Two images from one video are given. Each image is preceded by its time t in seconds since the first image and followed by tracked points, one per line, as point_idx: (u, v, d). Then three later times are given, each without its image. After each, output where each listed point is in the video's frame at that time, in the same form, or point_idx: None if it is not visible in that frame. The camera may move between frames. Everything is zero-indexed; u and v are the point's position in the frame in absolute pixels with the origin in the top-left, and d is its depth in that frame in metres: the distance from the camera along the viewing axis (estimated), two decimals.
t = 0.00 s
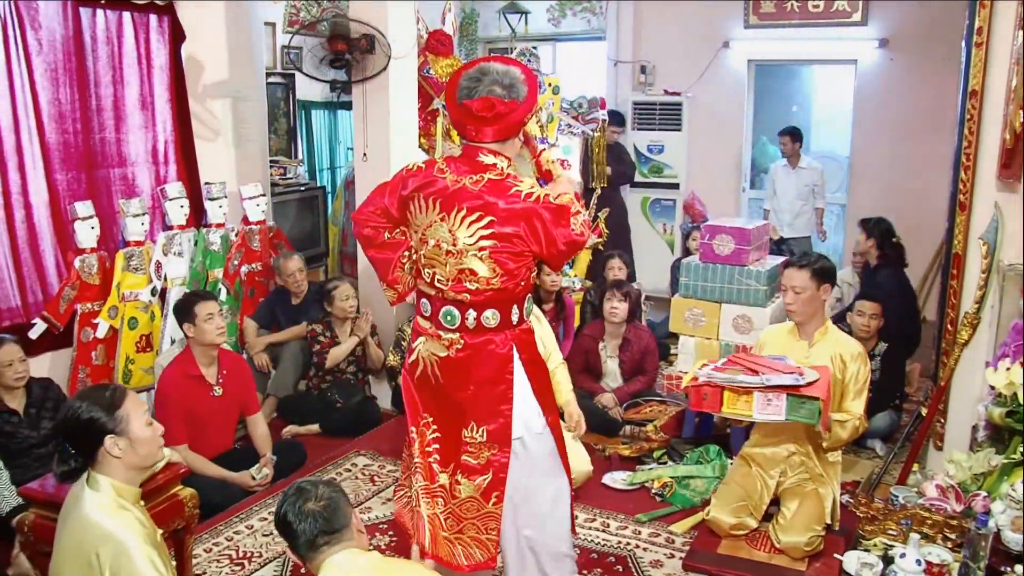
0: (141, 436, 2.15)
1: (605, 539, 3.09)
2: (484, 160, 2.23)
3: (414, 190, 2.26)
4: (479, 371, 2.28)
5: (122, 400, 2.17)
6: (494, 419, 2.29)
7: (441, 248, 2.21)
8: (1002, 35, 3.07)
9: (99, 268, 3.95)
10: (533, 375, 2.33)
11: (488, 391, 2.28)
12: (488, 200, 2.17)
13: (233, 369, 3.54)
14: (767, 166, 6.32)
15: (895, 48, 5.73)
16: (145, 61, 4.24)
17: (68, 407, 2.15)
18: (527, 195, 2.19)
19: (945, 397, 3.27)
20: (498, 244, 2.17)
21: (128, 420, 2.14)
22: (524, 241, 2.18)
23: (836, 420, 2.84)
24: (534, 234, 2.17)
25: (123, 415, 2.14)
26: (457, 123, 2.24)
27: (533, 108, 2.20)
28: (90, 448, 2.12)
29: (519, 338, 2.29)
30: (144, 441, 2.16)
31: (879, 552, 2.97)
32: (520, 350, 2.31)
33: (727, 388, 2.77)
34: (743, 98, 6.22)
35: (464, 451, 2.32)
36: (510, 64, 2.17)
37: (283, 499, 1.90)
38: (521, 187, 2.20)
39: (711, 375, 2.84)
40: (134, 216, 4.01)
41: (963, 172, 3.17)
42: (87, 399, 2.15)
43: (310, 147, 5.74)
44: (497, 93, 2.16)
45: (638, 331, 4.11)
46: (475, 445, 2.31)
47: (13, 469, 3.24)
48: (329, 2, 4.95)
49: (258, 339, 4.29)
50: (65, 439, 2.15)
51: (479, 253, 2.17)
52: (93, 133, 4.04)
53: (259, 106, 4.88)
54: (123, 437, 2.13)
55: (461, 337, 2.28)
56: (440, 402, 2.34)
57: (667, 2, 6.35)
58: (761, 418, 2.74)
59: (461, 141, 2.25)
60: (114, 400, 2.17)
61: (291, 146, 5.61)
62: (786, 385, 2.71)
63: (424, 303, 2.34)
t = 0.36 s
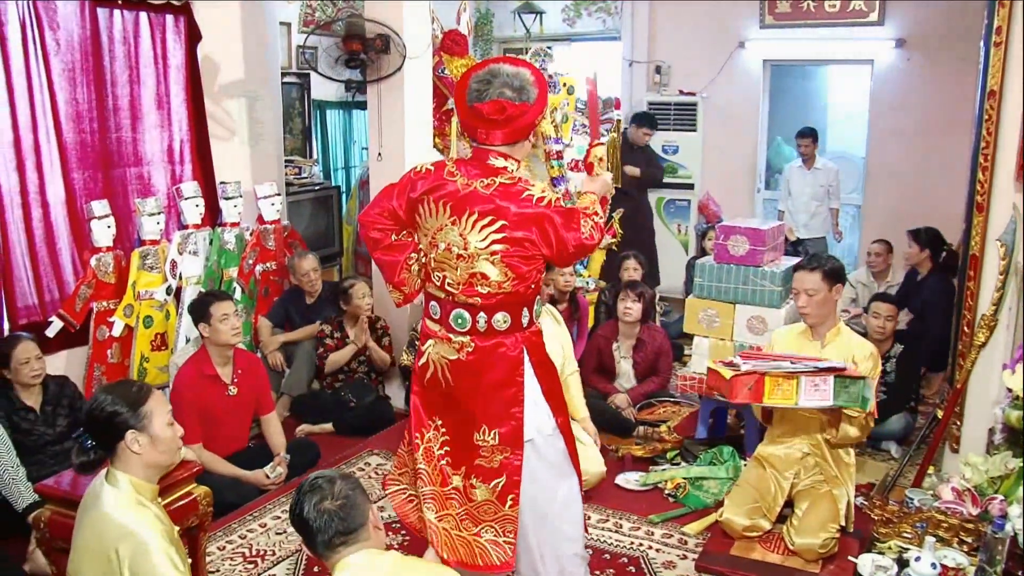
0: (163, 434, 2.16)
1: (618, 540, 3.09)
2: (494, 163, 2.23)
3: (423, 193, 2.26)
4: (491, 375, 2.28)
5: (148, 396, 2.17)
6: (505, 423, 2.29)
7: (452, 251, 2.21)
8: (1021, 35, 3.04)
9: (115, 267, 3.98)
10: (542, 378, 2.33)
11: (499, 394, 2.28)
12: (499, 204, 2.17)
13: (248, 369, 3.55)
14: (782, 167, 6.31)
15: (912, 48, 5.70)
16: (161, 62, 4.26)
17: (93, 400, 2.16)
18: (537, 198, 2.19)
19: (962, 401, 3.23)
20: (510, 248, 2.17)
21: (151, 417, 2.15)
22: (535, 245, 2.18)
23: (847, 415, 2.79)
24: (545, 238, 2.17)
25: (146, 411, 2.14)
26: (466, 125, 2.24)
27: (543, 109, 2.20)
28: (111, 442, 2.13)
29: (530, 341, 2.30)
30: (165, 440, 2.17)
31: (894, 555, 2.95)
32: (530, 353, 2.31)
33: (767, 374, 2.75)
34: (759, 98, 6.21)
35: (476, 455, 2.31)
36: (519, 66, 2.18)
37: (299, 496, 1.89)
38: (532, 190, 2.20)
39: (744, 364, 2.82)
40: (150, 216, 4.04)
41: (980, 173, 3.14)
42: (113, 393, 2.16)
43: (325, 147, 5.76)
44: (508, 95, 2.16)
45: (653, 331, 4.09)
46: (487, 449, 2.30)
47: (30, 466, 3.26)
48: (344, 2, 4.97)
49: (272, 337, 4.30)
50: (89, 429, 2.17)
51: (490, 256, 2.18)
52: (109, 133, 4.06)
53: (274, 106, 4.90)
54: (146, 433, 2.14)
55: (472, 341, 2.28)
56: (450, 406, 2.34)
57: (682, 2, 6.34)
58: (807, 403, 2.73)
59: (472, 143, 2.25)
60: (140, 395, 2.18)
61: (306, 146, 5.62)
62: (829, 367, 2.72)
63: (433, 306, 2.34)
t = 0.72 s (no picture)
0: (182, 432, 2.18)
1: (622, 539, 3.09)
2: (493, 164, 2.22)
3: (426, 192, 2.28)
4: (489, 374, 2.27)
5: (171, 392, 2.20)
6: (504, 422, 2.27)
7: (450, 251, 2.22)
8: None
9: (120, 267, 3.99)
10: (541, 379, 2.31)
11: (498, 393, 2.27)
12: (496, 205, 2.16)
13: (253, 368, 3.56)
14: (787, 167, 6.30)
15: (918, 48, 5.69)
16: (166, 62, 4.27)
17: (114, 396, 2.18)
18: (533, 200, 2.18)
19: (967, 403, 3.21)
20: (505, 249, 2.16)
21: (173, 414, 2.17)
22: (530, 248, 2.17)
23: (849, 411, 2.83)
24: (540, 241, 2.16)
25: (168, 408, 2.17)
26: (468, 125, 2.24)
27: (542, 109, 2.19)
28: (129, 438, 2.13)
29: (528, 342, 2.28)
30: (184, 438, 2.19)
31: (899, 555, 2.90)
32: (529, 354, 2.30)
33: (783, 372, 2.70)
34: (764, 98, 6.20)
35: (475, 449, 2.30)
36: (520, 66, 2.18)
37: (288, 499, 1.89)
38: (529, 193, 2.18)
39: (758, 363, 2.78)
40: (155, 216, 4.05)
41: (986, 174, 3.13)
42: (135, 389, 2.18)
43: (330, 146, 5.77)
44: (507, 96, 2.15)
45: (657, 331, 4.09)
46: (486, 444, 2.29)
47: (35, 465, 3.27)
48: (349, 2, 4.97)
49: (277, 337, 4.32)
50: (108, 424, 2.18)
51: (486, 257, 2.18)
52: (115, 133, 4.07)
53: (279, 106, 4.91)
54: (166, 430, 2.16)
55: (471, 341, 2.27)
56: (451, 404, 2.33)
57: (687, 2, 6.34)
58: (821, 401, 2.70)
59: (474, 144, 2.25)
60: (163, 391, 2.21)
61: (312, 146, 5.63)
62: (844, 364, 2.70)
63: (435, 305, 2.34)
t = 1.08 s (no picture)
0: (186, 433, 2.18)
1: (624, 540, 3.08)
2: (490, 164, 2.21)
3: (427, 193, 2.28)
4: (489, 376, 2.27)
5: (177, 392, 2.21)
6: (502, 423, 2.27)
7: (449, 251, 2.22)
8: None
9: (123, 267, 3.99)
10: (540, 381, 2.31)
11: (496, 395, 2.27)
12: (493, 205, 2.16)
13: (256, 369, 3.55)
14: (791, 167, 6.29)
15: (921, 48, 5.68)
16: (170, 62, 4.28)
17: (119, 397, 2.18)
18: (529, 200, 2.17)
19: (970, 403, 3.20)
20: (500, 248, 2.15)
21: (178, 415, 2.18)
22: (527, 249, 2.16)
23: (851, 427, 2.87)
24: (537, 241, 2.15)
25: (172, 410, 2.17)
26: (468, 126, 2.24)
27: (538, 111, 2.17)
28: (132, 439, 2.14)
29: (526, 344, 2.28)
30: (188, 439, 2.19)
31: (902, 556, 2.89)
32: (528, 355, 2.29)
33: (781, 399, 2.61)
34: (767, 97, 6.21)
35: (472, 454, 2.31)
36: (519, 68, 2.17)
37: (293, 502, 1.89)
38: (525, 192, 2.18)
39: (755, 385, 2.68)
40: (158, 216, 4.05)
41: (990, 174, 3.12)
42: (140, 389, 2.18)
43: (333, 146, 5.77)
44: (502, 96, 2.15)
45: (661, 332, 4.10)
46: (483, 449, 2.30)
47: (39, 465, 3.28)
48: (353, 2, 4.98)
49: (280, 338, 4.32)
50: (112, 424, 2.18)
51: (482, 257, 2.17)
52: (118, 133, 4.07)
53: (282, 106, 4.91)
54: (170, 431, 2.16)
55: (469, 342, 2.28)
56: (452, 404, 2.34)
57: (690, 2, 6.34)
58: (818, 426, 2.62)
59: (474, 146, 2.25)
60: (168, 392, 2.21)
61: (314, 146, 5.64)
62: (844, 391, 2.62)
63: (437, 306, 2.34)
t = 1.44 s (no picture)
0: (184, 434, 2.18)
1: (624, 541, 3.09)
2: (484, 166, 2.21)
3: (422, 196, 2.28)
4: (488, 377, 2.27)
5: (174, 393, 2.20)
6: (502, 424, 2.27)
7: (444, 254, 2.22)
8: None
9: (123, 267, 3.99)
10: (539, 381, 2.31)
11: (495, 395, 2.27)
12: (486, 207, 2.15)
13: (256, 371, 3.55)
14: (790, 168, 6.31)
15: (921, 49, 5.69)
16: (170, 62, 4.28)
17: (117, 399, 2.18)
18: (522, 200, 2.17)
19: (969, 404, 3.19)
20: (495, 249, 2.15)
21: (176, 417, 2.18)
22: (522, 249, 2.16)
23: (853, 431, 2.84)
24: (532, 241, 2.15)
25: (170, 411, 2.17)
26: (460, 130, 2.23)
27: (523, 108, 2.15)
28: (131, 440, 2.14)
29: (524, 344, 2.28)
30: (186, 441, 2.19)
31: (902, 557, 2.91)
32: (526, 355, 2.30)
33: (781, 406, 2.56)
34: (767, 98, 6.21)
35: (474, 455, 2.30)
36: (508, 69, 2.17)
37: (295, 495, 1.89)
38: (516, 193, 2.17)
39: (752, 392, 2.64)
40: (158, 216, 4.05)
41: (990, 175, 3.12)
42: (138, 390, 2.18)
43: (332, 147, 5.78)
44: (489, 95, 2.15)
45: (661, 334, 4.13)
46: (485, 449, 2.29)
47: (38, 466, 3.28)
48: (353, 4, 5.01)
49: (279, 339, 4.31)
50: (111, 426, 2.18)
51: (477, 259, 2.17)
52: (118, 134, 4.07)
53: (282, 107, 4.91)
54: (168, 432, 2.16)
55: (467, 343, 2.28)
56: (450, 406, 2.33)
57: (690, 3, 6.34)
58: (816, 432, 2.60)
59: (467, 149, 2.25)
60: (167, 393, 2.20)
61: (314, 147, 5.65)
62: (842, 398, 2.59)
63: (435, 308, 2.35)
